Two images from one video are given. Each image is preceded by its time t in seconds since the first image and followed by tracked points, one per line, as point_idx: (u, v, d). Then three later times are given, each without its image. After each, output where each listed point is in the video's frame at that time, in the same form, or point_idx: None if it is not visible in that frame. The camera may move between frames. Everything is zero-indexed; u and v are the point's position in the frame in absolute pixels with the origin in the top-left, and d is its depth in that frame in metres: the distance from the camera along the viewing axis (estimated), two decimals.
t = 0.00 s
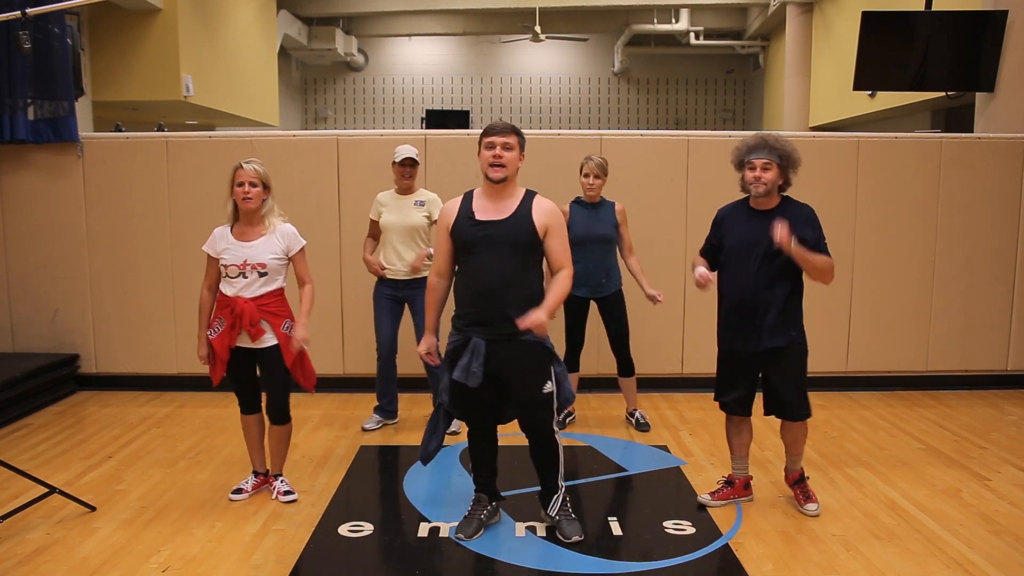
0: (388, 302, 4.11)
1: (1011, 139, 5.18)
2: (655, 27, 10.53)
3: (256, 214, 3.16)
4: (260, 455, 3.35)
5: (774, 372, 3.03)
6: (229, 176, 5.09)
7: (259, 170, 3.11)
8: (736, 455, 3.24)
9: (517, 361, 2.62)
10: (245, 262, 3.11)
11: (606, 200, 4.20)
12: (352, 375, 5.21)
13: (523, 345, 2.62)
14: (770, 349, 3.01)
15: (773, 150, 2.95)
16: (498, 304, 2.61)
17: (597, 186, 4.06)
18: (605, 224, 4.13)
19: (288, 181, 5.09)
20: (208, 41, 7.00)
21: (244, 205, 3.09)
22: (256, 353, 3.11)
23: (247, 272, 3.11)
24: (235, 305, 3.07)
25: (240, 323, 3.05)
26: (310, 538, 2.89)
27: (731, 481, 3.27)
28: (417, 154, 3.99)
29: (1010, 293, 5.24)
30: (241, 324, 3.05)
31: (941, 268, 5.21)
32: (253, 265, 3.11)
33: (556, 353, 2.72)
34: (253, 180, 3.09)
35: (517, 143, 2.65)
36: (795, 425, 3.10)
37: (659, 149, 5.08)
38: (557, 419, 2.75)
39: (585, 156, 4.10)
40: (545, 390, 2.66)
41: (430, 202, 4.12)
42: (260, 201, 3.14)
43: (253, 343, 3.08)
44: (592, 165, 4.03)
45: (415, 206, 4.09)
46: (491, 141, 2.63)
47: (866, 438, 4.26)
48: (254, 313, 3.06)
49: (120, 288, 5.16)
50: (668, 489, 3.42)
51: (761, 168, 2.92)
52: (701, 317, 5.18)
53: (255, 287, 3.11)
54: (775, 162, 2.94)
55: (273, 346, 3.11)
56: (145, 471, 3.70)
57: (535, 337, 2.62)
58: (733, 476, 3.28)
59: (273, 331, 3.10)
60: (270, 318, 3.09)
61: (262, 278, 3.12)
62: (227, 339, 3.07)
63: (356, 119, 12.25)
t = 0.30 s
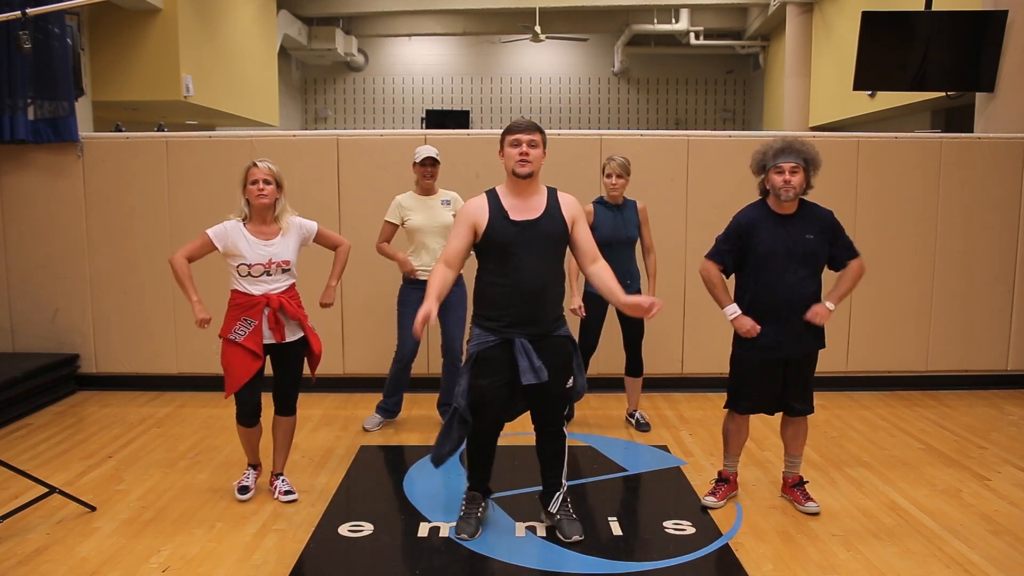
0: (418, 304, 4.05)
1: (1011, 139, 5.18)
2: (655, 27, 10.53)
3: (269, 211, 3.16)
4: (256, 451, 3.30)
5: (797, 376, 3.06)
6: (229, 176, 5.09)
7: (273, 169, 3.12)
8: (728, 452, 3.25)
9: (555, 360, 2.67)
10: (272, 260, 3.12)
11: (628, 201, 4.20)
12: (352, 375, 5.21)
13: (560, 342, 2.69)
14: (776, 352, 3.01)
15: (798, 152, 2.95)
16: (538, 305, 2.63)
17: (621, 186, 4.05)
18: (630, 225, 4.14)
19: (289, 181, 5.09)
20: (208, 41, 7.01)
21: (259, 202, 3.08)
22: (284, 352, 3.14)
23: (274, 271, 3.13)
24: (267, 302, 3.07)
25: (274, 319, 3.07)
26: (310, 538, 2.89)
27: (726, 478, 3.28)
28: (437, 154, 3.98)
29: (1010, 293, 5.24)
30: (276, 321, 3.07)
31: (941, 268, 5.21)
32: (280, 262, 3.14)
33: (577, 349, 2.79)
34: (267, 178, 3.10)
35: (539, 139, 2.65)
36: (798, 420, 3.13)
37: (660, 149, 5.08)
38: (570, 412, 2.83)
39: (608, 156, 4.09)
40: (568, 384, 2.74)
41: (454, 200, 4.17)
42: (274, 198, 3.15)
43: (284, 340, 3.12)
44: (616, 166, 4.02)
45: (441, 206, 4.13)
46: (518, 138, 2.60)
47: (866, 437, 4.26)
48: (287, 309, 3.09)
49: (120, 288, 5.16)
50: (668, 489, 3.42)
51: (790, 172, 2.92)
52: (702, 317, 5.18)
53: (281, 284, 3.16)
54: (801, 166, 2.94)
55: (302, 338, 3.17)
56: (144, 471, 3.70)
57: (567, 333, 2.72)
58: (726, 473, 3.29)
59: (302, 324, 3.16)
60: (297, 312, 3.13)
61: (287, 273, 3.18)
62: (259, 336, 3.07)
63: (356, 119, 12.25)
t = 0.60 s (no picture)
0: (426, 302, 4.08)
1: (1011, 139, 5.18)
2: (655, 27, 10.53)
3: (271, 212, 3.16)
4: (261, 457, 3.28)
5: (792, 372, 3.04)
6: (229, 176, 5.10)
7: (279, 171, 3.12)
8: (729, 453, 3.23)
9: (553, 358, 2.67)
10: (271, 260, 3.10)
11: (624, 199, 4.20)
12: (352, 375, 5.21)
13: (558, 342, 2.67)
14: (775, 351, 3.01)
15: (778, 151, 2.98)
16: (542, 301, 2.63)
17: (617, 185, 4.06)
18: (625, 223, 4.16)
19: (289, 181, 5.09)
20: (208, 41, 7.01)
21: (263, 204, 3.08)
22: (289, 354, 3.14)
23: (273, 269, 3.11)
24: (270, 308, 3.05)
25: (279, 324, 3.05)
26: (310, 538, 2.89)
27: (730, 480, 3.22)
28: (445, 153, 3.99)
29: (1010, 293, 5.24)
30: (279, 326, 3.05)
31: (941, 268, 5.21)
32: (279, 263, 3.12)
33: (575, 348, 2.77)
34: (274, 180, 3.10)
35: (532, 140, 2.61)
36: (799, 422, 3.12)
37: (660, 149, 5.09)
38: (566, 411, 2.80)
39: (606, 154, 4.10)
40: (564, 383, 2.72)
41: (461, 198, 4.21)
42: (280, 200, 3.15)
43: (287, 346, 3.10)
44: (613, 164, 4.03)
45: (448, 203, 4.17)
46: (514, 139, 2.56)
47: (866, 438, 4.26)
48: (290, 313, 3.07)
49: (120, 288, 5.16)
50: (668, 489, 3.43)
51: (777, 170, 2.92)
52: (702, 317, 5.18)
53: (281, 284, 3.14)
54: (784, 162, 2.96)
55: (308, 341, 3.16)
56: (145, 471, 3.70)
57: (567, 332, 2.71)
58: (729, 474, 3.23)
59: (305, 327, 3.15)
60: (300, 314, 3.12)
61: (288, 274, 3.16)
62: (264, 344, 3.06)
63: (356, 119, 12.25)
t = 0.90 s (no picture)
0: (421, 305, 4.10)
1: (1011, 139, 5.18)
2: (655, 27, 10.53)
3: (269, 216, 3.16)
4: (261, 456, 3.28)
5: (779, 373, 3.02)
6: (229, 176, 5.10)
7: (280, 174, 3.12)
8: (725, 453, 3.23)
9: (539, 358, 2.66)
10: (268, 262, 3.10)
11: (618, 200, 4.20)
12: (352, 375, 5.22)
13: (543, 340, 2.68)
14: (777, 349, 3.01)
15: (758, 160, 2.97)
16: (521, 302, 2.64)
17: (610, 185, 4.06)
18: (619, 224, 4.15)
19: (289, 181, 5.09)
20: (208, 41, 7.01)
21: (262, 206, 3.08)
22: (287, 356, 3.13)
23: (270, 270, 3.11)
24: (268, 311, 3.05)
25: (280, 326, 3.05)
26: (310, 538, 2.89)
27: (728, 480, 3.22)
28: (442, 159, 3.97)
29: (1010, 293, 5.24)
30: (278, 328, 3.05)
31: (941, 268, 5.21)
32: (276, 265, 3.12)
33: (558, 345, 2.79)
34: (274, 183, 3.09)
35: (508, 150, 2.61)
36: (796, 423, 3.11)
37: (660, 149, 5.09)
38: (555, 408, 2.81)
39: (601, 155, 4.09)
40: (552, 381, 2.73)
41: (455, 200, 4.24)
42: (279, 203, 3.15)
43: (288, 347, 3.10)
44: (607, 165, 4.02)
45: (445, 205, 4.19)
46: (492, 147, 2.57)
47: (866, 437, 4.26)
48: (290, 314, 3.07)
49: (119, 288, 5.16)
50: (668, 488, 3.43)
51: (759, 181, 2.92)
52: (702, 317, 5.18)
53: (279, 286, 3.13)
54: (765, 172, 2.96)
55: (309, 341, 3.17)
56: (145, 471, 3.70)
57: (549, 330, 2.71)
58: (728, 475, 3.23)
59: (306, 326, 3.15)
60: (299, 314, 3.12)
61: (286, 275, 3.16)
62: (262, 348, 3.05)
63: (356, 119, 12.25)
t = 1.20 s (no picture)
0: (403, 306, 4.08)
1: (1011, 139, 5.18)
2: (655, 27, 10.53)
3: (266, 214, 3.16)
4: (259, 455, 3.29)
5: (775, 373, 3.02)
6: (229, 176, 5.09)
7: (277, 172, 3.12)
8: (725, 453, 3.23)
9: (531, 360, 2.66)
10: (263, 262, 3.10)
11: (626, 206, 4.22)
12: (352, 375, 5.22)
13: (534, 342, 2.68)
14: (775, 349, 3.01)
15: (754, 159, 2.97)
16: (513, 303, 2.64)
17: (623, 190, 4.05)
18: (624, 229, 4.17)
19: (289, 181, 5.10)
20: (208, 41, 7.01)
21: (259, 205, 3.09)
22: (282, 356, 3.13)
23: (266, 271, 3.11)
24: (262, 311, 3.04)
25: (275, 326, 3.04)
26: (310, 538, 2.89)
27: (729, 480, 3.22)
28: (430, 162, 3.96)
29: (1010, 293, 5.24)
30: (273, 328, 3.05)
31: (941, 268, 5.21)
32: (271, 265, 3.12)
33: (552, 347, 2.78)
34: (270, 181, 3.10)
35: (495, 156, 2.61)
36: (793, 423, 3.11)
37: (660, 149, 5.09)
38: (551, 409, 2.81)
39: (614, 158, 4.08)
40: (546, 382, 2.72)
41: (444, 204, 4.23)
42: (276, 202, 3.15)
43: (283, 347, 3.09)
44: (619, 168, 4.01)
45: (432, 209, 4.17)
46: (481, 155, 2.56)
47: (866, 437, 4.26)
48: (285, 314, 3.06)
49: (119, 288, 5.16)
50: (667, 488, 3.43)
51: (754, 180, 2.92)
52: (702, 317, 5.18)
53: (273, 287, 3.13)
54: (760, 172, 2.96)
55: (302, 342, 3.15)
56: (145, 471, 3.70)
57: (541, 331, 2.71)
58: (728, 475, 3.23)
59: (300, 327, 3.14)
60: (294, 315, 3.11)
61: (281, 276, 3.15)
62: (257, 348, 3.05)
63: (356, 119, 12.25)
